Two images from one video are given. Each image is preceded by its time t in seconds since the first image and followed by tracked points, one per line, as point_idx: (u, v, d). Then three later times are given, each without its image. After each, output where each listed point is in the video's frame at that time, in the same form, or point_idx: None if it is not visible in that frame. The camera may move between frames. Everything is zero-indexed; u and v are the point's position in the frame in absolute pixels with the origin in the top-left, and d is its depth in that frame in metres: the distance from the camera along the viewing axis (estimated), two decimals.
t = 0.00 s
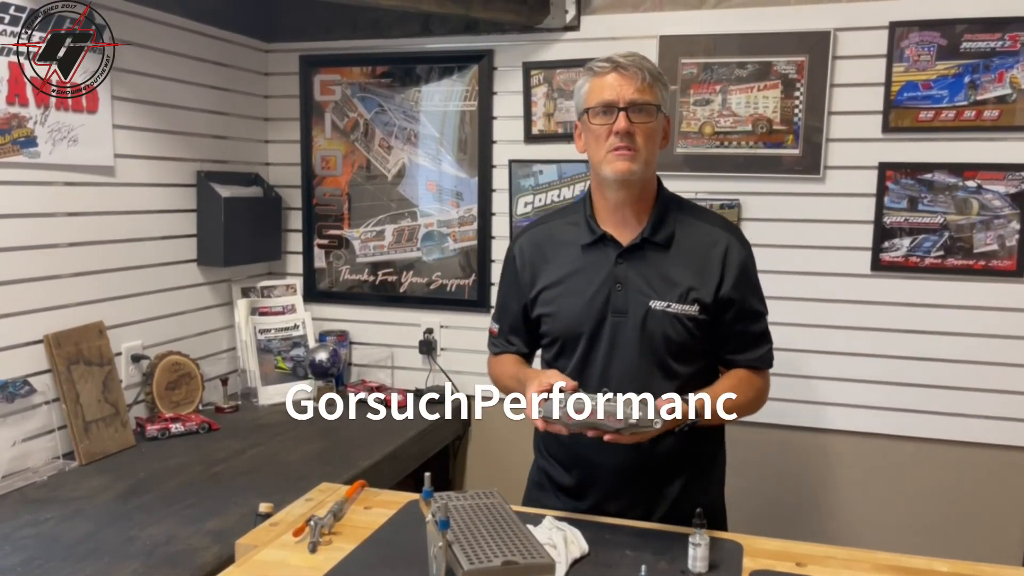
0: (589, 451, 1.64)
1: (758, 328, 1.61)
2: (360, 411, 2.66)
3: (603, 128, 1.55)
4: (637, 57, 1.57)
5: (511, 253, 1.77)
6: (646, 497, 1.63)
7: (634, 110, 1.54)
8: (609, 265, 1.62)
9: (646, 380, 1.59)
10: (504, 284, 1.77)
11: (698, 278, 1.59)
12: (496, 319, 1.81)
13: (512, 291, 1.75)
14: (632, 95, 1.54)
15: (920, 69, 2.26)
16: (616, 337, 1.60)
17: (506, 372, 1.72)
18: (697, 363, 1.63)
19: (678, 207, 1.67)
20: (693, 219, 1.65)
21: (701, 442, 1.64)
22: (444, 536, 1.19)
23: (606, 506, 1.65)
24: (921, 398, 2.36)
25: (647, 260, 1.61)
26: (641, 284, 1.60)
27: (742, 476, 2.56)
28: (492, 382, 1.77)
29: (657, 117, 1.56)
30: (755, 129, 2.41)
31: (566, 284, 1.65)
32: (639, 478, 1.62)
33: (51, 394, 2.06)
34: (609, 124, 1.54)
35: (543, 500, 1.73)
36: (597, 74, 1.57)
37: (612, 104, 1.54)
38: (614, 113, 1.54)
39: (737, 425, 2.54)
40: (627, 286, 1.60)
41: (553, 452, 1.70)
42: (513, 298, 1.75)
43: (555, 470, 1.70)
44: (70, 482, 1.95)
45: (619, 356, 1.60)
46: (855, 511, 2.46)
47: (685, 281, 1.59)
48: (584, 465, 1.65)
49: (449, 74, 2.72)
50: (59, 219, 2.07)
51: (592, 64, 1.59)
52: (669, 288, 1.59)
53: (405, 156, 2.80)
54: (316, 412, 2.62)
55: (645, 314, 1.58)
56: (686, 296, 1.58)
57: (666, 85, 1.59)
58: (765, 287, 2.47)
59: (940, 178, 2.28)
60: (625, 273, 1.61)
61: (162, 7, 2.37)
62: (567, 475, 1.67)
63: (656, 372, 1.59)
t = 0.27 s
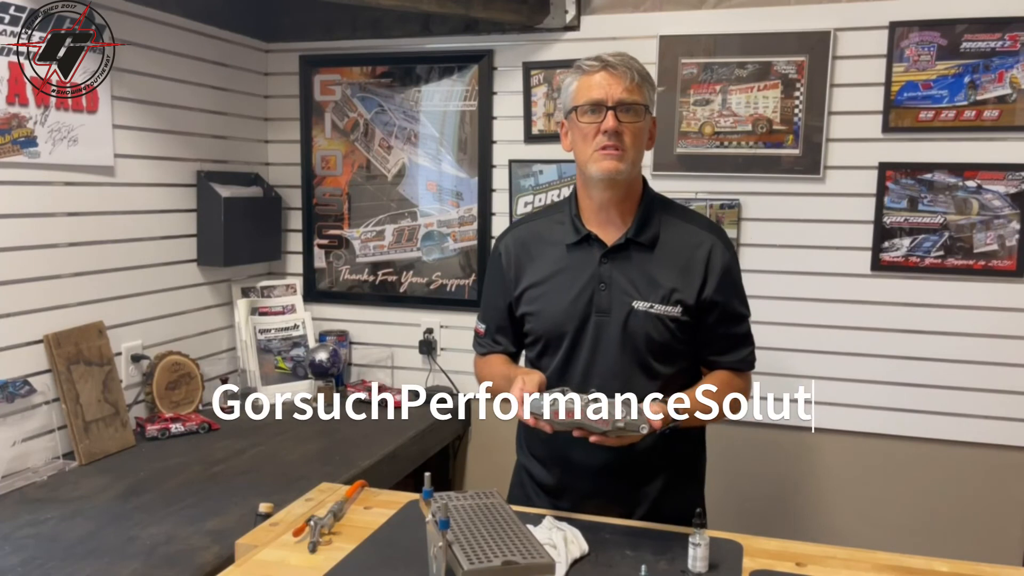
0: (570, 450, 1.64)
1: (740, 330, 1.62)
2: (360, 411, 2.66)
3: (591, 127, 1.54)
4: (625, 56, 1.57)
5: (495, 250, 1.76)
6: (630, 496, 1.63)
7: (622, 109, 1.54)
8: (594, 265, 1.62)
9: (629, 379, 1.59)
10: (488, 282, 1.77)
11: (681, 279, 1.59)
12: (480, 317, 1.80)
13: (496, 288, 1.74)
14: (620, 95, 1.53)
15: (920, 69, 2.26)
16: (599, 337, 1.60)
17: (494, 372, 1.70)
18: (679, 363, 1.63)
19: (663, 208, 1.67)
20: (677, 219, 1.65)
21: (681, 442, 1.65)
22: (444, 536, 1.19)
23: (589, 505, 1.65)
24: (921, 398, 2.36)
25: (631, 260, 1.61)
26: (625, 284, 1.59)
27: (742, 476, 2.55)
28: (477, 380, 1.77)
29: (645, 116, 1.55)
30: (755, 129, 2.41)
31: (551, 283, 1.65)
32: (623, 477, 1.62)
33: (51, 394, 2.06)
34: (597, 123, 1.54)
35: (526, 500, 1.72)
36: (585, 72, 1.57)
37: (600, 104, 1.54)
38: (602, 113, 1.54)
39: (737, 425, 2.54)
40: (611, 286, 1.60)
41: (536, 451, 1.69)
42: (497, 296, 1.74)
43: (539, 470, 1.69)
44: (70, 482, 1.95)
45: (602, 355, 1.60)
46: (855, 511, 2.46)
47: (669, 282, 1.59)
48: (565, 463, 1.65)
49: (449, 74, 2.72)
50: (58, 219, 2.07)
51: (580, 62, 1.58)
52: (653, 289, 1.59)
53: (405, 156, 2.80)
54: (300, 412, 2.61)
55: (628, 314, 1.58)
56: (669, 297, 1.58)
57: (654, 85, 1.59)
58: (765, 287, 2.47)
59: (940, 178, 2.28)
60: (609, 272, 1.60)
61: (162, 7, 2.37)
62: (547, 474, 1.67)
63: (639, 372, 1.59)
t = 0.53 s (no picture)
0: (557, 449, 1.64)
1: (727, 330, 1.63)
2: (360, 411, 2.66)
3: (580, 130, 1.54)
4: (612, 57, 1.57)
5: (484, 249, 1.75)
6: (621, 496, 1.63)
7: (611, 111, 1.53)
8: (585, 265, 1.61)
9: (620, 378, 1.59)
10: (477, 281, 1.75)
11: (672, 279, 1.59)
12: (468, 317, 1.79)
13: (485, 288, 1.73)
14: (609, 96, 1.53)
15: (920, 69, 2.26)
16: (590, 337, 1.60)
17: (482, 370, 1.70)
18: (669, 363, 1.64)
19: (653, 208, 1.67)
20: (666, 219, 1.65)
21: (670, 442, 1.65)
22: (444, 536, 1.19)
23: (580, 505, 1.64)
24: (921, 398, 2.36)
25: (622, 260, 1.61)
26: (616, 285, 1.59)
27: (741, 476, 2.55)
28: (464, 380, 1.76)
29: (634, 117, 1.55)
30: (755, 129, 2.41)
31: (541, 283, 1.64)
32: (614, 477, 1.62)
33: (51, 394, 2.06)
34: (586, 126, 1.54)
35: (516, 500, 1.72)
36: (573, 74, 1.56)
37: (589, 106, 1.54)
38: (591, 115, 1.54)
39: (738, 425, 2.53)
40: (602, 287, 1.60)
41: (526, 451, 1.69)
42: (486, 295, 1.73)
43: (529, 471, 1.68)
44: (70, 482, 1.95)
45: (593, 355, 1.60)
46: (854, 511, 2.46)
47: (659, 283, 1.59)
48: (552, 463, 1.65)
49: (449, 74, 2.72)
50: (58, 219, 2.06)
51: (568, 64, 1.58)
52: (643, 289, 1.59)
53: (405, 157, 2.80)
54: (295, 411, 2.60)
55: (619, 315, 1.58)
56: (660, 297, 1.58)
57: (643, 85, 1.59)
58: (765, 287, 2.47)
59: (940, 178, 2.28)
60: (601, 273, 1.60)
61: (162, 7, 2.37)
62: (535, 474, 1.67)
63: (629, 371, 1.59)
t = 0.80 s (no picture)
0: (555, 449, 1.64)
1: (722, 328, 1.63)
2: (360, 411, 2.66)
3: (574, 131, 1.54)
4: (605, 57, 1.56)
5: (480, 251, 1.74)
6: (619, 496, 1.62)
7: (604, 112, 1.53)
8: (583, 265, 1.61)
9: (619, 378, 1.59)
10: (472, 283, 1.74)
11: (669, 278, 1.60)
12: (463, 319, 1.78)
13: (481, 290, 1.72)
14: (603, 97, 1.53)
15: (920, 69, 2.26)
16: (590, 337, 1.59)
17: (477, 372, 1.69)
18: (665, 362, 1.64)
19: (648, 209, 1.67)
20: (663, 220, 1.66)
21: (668, 442, 1.65)
22: (444, 536, 1.19)
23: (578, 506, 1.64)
24: (921, 398, 2.36)
25: (620, 260, 1.61)
26: (615, 284, 1.59)
27: (741, 476, 2.55)
28: (459, 383, 1.74)
29: (628, 117, 1.55)
30: (755, 129, 2.41)
31: (539, 284, 1.63)
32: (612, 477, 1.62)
33: (51, 394, 2.07)
34: (580, 127, 1.54)
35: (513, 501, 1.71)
36: (566, 75, 1.56)
37: (582, 108, 1.53)
38: (584, 116, 1.53)
39: (738, 425, 2.53)
40: (601, 286, 1.60)
41: (523, 452, 1.69)
42: (482, 297, 1.72)
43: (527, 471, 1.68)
44: (70, 482, 1.95)
45: (593, 355, 1.59)
46: (854, 511, 2.46)
47: (657, 282, 1.60)
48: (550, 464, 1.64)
49: (449, 74, 2.72)
50: (57, 219, 2.06)
51: (562, 65, 1.57)
52: (642, 288, 1.59)
53: (405, 156, 2.80)
54: (296, 412, 2.60)
55: (618, 314, 1.58)
56: (658, 296, 1.59)
57: (636, 84, 1.58)
58: (765, 287, 2.47)
59: (940, 177, 2.28)
60: (599, 273, 1.60)
61: (163, 7, 2.37)
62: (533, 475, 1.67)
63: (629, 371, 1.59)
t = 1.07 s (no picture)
0: (562, 450, 1.63)
1: (729, 321, 1.62)
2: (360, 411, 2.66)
3: (570, 144, 1.52)
4: (601, 63, 1.50)
5: (483, 252, 1.74)
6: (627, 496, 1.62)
7: (601, 124, 1.50)
8: (587, 262, 1.61)
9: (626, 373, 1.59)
10: (475, 284, 1.74)
11: (674, 272, 1.59)
12: (466, 321, 1.77)
13: (484, 290, 1.72)
14: (598, 109, 1.49)
15: (920, 69, 2.26)
16: (596, 334, 1.60)
17: (482, 373, 1.68)
18: (673, 357, 1.64)
19: (651, 204, 1.67)
20: (667, 215, 1.65)
21: (675, 441, 1.64)
22: (444, 536, 1.19)
23: (585, 505, 1.64)
24: (921, 398, 2.37)
25: (624, 256, 1.61)
26: (620, 280, 1.59)
27: (742, 476, 2.55)
28: (464, 384, 1.75)
29: (625, 125, 1.52)
30: (755, 129, 2.41)
31: (543, 283, 1.63)
32: (619, 477, 1.62)
33: (51, 394, 2.07)
34: (577, 139, 1.52)
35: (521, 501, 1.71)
36: (561, 85, 1.52)
37: (578, 121, 1.50)
38: (580, 128, 1.51)
39: (738, 425, 2.53)
40: (606, 283, 1.60)
41: (529, 452, 1.69)
42: (486, 298, 1.72)
43: (533, 471, 1.68)
44: (70, 482, 1.95)
45: (599, 352, 1.59)
46: (854, 511, 2.46)
47: (662, 276, 1.59)
48: (557, 464, 1.64)
49: (449, 74, 2.72)
50: (57, 219, 2.06)
51: (557, 72, 1.53)
52: (647, 283, 1.59)
53: (405, 156, 2.80)
54: (296, 412, 2.60)
55: (624, 310, 1.58)
56: (664, 290, 1.59)
57: (634, 86, 1.53)
58: (765, 286, 2.47)
59: (940, 177, 2.28)
60: (604, 269, 1.60)
61: (163, 7, 2.37)
62: (540, 475, 1.66)
63: (636, 366, 1.59)
